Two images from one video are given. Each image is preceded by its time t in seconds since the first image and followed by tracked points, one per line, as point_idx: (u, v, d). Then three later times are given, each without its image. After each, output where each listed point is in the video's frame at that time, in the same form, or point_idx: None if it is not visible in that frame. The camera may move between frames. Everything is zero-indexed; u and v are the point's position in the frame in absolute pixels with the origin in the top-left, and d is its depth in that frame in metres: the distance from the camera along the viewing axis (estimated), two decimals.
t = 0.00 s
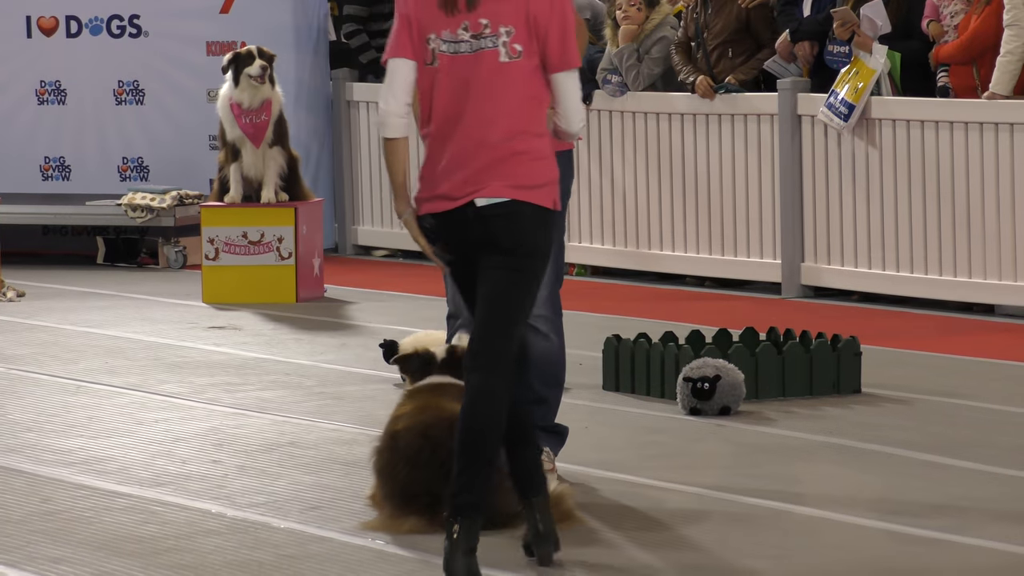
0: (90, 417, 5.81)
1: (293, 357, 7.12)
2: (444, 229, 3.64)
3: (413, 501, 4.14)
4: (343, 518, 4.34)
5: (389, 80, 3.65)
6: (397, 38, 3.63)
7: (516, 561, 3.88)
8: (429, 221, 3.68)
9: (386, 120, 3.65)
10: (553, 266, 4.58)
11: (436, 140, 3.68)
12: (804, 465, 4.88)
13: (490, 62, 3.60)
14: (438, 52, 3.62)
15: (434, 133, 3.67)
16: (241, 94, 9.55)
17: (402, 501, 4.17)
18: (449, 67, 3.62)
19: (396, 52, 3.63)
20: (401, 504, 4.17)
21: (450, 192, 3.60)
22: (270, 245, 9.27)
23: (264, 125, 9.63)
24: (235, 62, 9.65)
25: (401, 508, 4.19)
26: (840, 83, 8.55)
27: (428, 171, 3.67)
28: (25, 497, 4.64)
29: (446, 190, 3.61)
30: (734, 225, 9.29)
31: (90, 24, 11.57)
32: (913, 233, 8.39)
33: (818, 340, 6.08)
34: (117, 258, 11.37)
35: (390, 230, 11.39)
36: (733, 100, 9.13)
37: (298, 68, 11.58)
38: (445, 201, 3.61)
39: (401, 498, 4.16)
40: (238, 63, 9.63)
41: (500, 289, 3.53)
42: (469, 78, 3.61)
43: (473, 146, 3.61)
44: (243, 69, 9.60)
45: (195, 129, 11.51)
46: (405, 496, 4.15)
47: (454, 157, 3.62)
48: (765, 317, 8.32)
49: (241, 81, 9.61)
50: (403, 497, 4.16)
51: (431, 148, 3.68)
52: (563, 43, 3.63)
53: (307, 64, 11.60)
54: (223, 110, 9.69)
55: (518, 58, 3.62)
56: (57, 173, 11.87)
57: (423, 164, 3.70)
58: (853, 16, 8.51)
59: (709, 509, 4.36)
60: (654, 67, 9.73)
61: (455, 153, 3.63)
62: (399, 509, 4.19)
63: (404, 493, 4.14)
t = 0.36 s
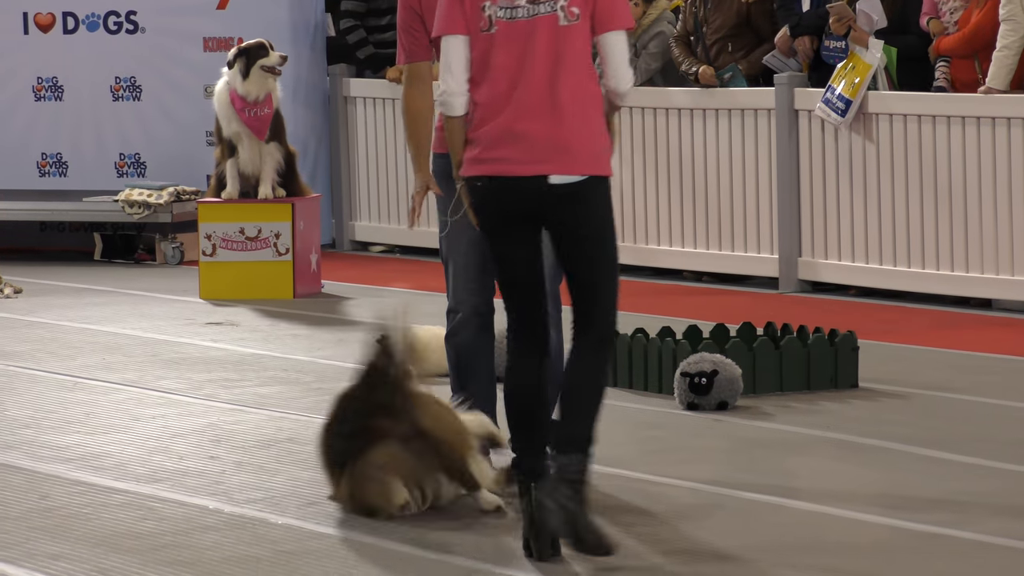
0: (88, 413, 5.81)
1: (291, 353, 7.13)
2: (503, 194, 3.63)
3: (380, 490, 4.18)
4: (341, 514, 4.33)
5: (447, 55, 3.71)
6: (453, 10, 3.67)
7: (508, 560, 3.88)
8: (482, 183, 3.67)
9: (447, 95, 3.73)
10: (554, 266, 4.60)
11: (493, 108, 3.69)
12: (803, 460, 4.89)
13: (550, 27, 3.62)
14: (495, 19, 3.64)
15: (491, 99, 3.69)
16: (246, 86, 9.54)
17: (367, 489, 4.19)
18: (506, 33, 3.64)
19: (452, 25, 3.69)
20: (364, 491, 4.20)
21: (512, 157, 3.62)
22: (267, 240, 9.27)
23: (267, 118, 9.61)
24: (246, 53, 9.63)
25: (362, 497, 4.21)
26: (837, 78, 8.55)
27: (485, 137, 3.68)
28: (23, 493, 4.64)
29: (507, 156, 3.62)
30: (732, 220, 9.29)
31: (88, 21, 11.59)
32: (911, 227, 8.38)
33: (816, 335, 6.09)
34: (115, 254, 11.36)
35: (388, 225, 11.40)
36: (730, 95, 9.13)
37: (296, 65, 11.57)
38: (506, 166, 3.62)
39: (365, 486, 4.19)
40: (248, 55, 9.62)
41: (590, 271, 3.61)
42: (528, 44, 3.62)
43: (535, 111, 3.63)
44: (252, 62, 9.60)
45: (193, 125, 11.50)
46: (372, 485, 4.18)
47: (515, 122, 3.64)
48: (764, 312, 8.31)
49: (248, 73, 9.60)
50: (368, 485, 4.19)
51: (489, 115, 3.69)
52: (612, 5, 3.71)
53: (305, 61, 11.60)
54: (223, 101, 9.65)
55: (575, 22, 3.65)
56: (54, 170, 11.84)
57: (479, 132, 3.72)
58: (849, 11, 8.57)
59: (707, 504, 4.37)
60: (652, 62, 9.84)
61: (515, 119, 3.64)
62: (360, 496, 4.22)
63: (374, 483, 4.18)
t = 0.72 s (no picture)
0: (81, 409, 5.79)
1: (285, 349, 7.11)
2: (576, 194, 3.57)
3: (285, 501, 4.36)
4: (334, 511, 4.32)
5: (505, 54, 3.52)
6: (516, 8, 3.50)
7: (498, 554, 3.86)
8: (558, 187, 3.56)
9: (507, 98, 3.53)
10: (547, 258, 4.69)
11: (560, 110, 3.56)
12: (798, 457, 4.88)
13: (619, 31, 3.59)
14: (564, 20, 3.53)
15: (556, 99, 3.55)
16: (243, 82, 9.50)
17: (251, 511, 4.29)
18: (579, 35, 3.54)
19: (512, 24, 3.50)
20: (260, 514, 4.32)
21: (588, 159, 3.56)
22: (260, 236, 9.25)
23: (264, 114, 9.58)
24: (246, 49, 9.61)
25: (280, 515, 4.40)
26: (831, 74, 8.52)
27: (554, 138, 3.55)
28: (16, 490, 4.62)
29: (583, 160, 3.55)
30: (726, 217, 9.30)
31: (81, 16, 11.56)
32: (905, 223, 8.39)
33: (809, 332, 6.09)
34: (108, 250, 11.35)
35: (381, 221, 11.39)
36: (725, 92, 9.12)
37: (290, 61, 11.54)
38: (584, 169, 3.56)
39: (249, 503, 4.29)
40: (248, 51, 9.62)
41: (632, 267, 3.68)
42: (599, 46, 3.56)
43: (607, 113, 3.57)
44: (252, 58, 9.61)
45: (186, 121, 11.48)
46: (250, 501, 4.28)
47: (589, 125, 3.56)
48: (758, 309, 8.30)
49: (247, 69, 9.58)
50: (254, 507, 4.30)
51: (553, 115, 3.56)
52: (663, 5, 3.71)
53: (299, 57, 11.56)
54: (219, 97, 9.59)
55: (639, 26, 3.64)
56: (48, 165, 11.85)
57: (541, 135, 3.57)
58: (844, 7, 8.58)
59: (703, 500, 4.36)
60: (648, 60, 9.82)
61: (587, 120, 3.56)
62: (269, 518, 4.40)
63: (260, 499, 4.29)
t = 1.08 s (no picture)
0: (107, 405, 5.84)
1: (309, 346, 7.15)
2: (633, 180, 3.68)
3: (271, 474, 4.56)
4: (359, 508, 4.32)
5: (577, 35, 3.57)
6: None
7: (522, 551, 3.86)
8: (624, 172, 3.67)
9: (578, 80, 3.58)
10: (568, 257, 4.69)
11: (624, 94, 3.66)
12: (822, 455, 4.88)
13: (679, 22, 3.72)
14: (637, 6, 3.63)
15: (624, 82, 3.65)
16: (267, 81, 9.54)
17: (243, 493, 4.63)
18: (648, 23, 3.65)
19: (588, 8, 3.56)
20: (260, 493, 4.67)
21: (650, 140, 3.67)
22: (285, 233, 9.27)
23: (288, 113, 9.62)
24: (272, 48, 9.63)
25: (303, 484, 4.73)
26: (856, 72, 8.50)
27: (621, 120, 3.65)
28: (44, 485, 4.67)
29: (646, 144, 3.67)
30: (750, 214, 9.29)
31: (105, 13, 11.66)
32: (929, 221, 8.37)
33: (834, 329, 6.08)
34: (133, 247, 11.43)
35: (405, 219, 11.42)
36: (748, 90, 9.11)
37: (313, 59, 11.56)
38: (646, 152, 3.67)
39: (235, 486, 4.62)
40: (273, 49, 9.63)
41: (659, 251, 3.79)
42: (665, 35, 3.68)
43: (665, 99, 3.70)
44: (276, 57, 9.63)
45: (211, 118, 11.53)
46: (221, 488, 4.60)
47: (654, 109, 3.67)
48: (781, 306, 8.30)
49: (272, 68, 9.60)
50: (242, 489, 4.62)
51: (616, 99, 3.65)
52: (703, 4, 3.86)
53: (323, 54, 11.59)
54: (245, 94, 9.65)
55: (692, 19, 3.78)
56: (73, 163, 12.00)
57: (604, 118, 3.66)
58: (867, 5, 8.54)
59: (728, 498, 4.36)
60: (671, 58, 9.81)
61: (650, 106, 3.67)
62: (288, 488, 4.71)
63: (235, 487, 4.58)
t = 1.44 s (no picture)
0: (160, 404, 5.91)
1: (360, 344, 7.20)
2: (669, 180, 3.73)
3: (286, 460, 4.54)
4: (412, 504, 4.33)
5: (633, 41, 3.60)
6: None
7: (572, 546, 3.84)
8: (663, 172, 3.72)
9: (629, 82, 3.62)
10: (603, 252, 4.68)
11: (669, 97, 3.70)
12: (876, 454, 4.85)
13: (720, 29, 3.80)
14: (693, 15, 3.68)
15: (669, 85, 3.70)
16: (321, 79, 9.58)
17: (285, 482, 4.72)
18: (700, 32, 3.70)
19: (649, 14, 3.59)
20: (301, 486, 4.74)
21: (687, 142, 3.74)
22: (338, 232, 9.35)
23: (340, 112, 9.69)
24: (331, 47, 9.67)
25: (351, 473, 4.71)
26: (907, 70, 8.45)
27: (666, 124, 3.70)
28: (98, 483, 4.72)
29: (685, 145, 3.74)
30: (801, 211, 9.26)
31: (158, 12, 11.79)
32: (983, 219, 8.30)
33: (887, 327, 6.05)
34: (186, 246, 11.55)
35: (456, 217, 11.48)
36: (800, 86, 9.08)
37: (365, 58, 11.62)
38: (684, 154, 3.74)
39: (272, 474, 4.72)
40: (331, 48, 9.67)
41: (677, 245, 3.80)
42: (710, 42, 3.75)
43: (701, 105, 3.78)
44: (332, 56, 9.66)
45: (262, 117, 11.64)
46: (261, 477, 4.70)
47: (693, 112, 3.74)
48: (833, 303, 8.26)
49: (330, 68, 9.63)
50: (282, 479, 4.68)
51: (661, 103, 3.69)
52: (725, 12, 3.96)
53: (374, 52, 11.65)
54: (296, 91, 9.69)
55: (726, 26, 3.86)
56: (126, 161, 12.13)
57: (648, 121, 3.70)
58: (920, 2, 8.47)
59: (780, 495, 4.34)
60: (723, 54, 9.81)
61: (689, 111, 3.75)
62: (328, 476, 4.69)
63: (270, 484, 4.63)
